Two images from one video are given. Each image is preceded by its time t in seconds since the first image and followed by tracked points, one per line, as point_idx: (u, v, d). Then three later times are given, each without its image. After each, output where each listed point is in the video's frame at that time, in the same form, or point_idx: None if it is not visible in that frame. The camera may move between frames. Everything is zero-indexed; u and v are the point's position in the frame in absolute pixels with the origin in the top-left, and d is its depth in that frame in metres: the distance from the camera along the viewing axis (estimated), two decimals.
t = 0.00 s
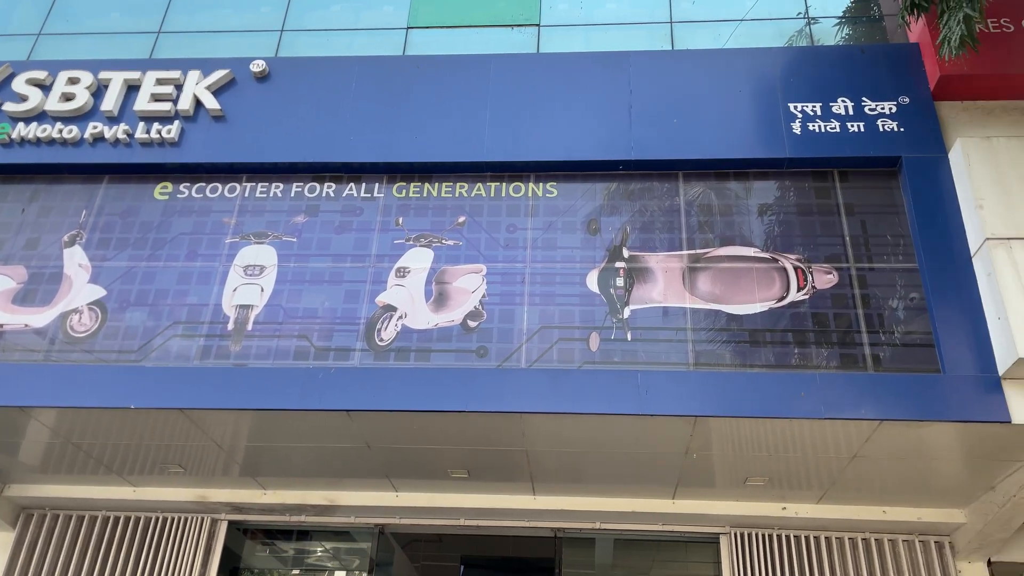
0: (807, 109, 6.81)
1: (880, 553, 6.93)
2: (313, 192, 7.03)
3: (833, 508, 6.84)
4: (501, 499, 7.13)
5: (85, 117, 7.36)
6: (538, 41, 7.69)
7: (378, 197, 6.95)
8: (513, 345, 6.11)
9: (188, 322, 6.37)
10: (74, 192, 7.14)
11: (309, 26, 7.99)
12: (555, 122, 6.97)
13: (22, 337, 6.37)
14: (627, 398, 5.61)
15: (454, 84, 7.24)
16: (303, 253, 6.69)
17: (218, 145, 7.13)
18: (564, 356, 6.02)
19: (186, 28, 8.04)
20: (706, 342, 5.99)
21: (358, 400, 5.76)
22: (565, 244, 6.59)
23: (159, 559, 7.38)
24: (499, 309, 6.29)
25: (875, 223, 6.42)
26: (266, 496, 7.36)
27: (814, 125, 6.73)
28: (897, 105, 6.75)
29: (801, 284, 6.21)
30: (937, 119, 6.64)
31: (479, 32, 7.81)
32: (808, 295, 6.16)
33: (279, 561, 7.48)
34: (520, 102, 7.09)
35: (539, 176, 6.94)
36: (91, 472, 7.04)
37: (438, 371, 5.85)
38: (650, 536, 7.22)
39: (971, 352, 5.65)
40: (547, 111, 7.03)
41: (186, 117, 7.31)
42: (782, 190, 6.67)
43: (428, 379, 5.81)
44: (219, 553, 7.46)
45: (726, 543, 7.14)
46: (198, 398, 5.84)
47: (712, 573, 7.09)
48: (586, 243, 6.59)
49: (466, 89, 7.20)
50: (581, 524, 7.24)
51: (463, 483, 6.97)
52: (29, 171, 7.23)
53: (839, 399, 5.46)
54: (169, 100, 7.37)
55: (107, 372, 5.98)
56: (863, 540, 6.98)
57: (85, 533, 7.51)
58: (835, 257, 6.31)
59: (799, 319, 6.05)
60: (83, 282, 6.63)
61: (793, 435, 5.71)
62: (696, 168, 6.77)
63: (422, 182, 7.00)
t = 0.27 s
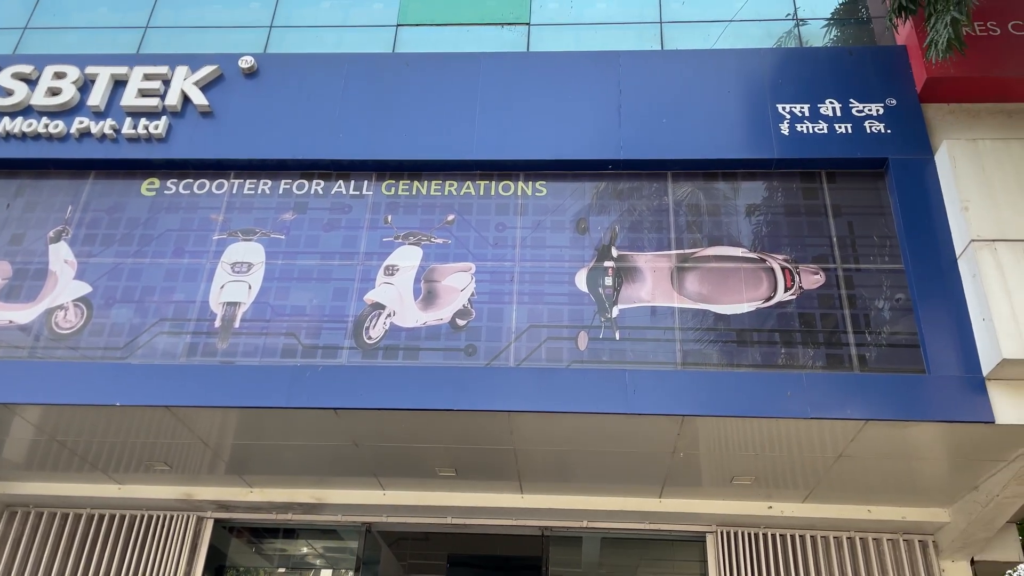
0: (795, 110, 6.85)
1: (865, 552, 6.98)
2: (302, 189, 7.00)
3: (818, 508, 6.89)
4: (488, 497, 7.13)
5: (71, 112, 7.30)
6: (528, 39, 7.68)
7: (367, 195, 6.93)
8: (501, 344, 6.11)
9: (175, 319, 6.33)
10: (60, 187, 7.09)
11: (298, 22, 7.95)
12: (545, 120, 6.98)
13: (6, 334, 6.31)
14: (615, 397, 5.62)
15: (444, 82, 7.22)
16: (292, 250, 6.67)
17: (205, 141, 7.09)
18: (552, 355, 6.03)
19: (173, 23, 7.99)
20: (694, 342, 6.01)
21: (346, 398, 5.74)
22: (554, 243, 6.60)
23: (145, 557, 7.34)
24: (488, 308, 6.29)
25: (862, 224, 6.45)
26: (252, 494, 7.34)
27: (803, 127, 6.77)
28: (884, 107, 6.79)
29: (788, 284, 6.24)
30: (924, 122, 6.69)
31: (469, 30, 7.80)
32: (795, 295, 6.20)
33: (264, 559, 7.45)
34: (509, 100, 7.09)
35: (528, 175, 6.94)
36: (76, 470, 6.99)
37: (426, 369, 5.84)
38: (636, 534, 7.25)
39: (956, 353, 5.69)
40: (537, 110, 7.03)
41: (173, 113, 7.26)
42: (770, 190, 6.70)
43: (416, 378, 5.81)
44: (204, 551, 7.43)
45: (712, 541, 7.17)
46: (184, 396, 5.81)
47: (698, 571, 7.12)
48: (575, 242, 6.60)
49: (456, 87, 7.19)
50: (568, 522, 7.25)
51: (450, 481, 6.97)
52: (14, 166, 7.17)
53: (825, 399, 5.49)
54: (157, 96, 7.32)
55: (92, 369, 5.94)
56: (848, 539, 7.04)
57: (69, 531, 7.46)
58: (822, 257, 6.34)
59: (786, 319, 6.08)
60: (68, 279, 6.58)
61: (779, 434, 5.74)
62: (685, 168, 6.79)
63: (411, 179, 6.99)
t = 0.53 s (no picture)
0: (791, 108, 6.85)
1: (860, 549, 7.01)
2: (297, 187, 6.98)
3: (813, 505, 6.91)
4: (483, 495, 7.13)
5: (65, 108, 7.27)
6: (524, 37, 7.67)
7: (363, 192, 6.92)
8: (497, 341, 6.10)
9: (170, 316, 6.31)
10: (54, 184, 7.05)
11: (293, 19, 7.93)
12: (541, 118, 6.97)
13: None
14: (611, 394, 5.62)
15: (440, 79, 7.21)
16: (287, 247, 6.65)
17: (200, 138, 7.06)
18: (548, 352, 6.03)
19: (168, 19, 7.96)
20: (690, 339, 6.02)
21: (342, 396, 5.73)
22: (550, 241, 6.59)
23: (139, 556, 7.32)
24: (484, 306, 6.28)
25: (857, 222, 6.46)
26: (247, 492, 7.32)
27: (798, 125, 6.77)
28: (880, 105, 6.80)
29: (783, 282, 6.25)
30: (919, 120, 6.70)
31: (465, 27, 7.78)
32: (791, 293, 6.20)
33: (258, 557, 7.42)
34: (505, 97, 7.07)
35: (524, 173, 6.93)
36: (70, 468, 6.97)
37: (422, 366, 5.84)
38: (631, 532, 7.25)
39: (951, 350, 5.71)
40: (533, 107, 7.02)
41: (168, 109, 7.23)
42: (766, 188, 6.70)
43: (412, 375, 5.80)
44: (199, 549, 7.41)
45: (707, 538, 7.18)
46: (179, 393, 5.79)
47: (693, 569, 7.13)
48: (571, 240, 6.59)
49: (452, 84, 7.17)
50: (563, 520, 7.25)
51: (446, 479, 6.96)
52: (7, 162, 7.13)
53: (821, 396, 5.51)
54: (151, 92, 7.29)
55: (87, 366, 5.91)
56: (843, 537, 7.05)
57: (63, 529, 7.43)
58: (818, 255, 6.35)
59: (781, 317, 6.09)
60: (62, 276, 6.55)
61: (775, 432, 5.75)
62: (681, 166, 6.79)
63: (407, 177, 6.97)
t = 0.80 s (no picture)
0: (795, 103, 6.83)
1: (864, 546, 7.01)
2: (300, 184, 6.98)
3: (818, 502, 6.90)
4: (487, 492, 7.13)
5: (68, 106, 7.27)
6: (526, 33, 7.66)
7: (366, 189, 6.91)
8: (501, 338, 6.10)
9: (174, 314, 6.32)
10: (57, 182, 7.06)
11: (296, 16, 7.92)
12: (544, 114, 6.95)
13: (4, 329, 6.29)
14: (615, 391, 5.62)
15: (442, 75, 7.20)
16: (290, 245, 6.65)
17: (203, 136, 7.06)
18: (552, 349, 6.02)
19: (170, 17, 7.95)
20: (694, 336, 6.00)
21: (345, 393, 5.73)
22: (553, 237, 6.58)
23: (144, 553, 7.33)
24: (487, 302, 6.28)
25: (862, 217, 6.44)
26: (251, 489, 7.33)
27: (802, 120, 6.75)
28: (884, 100, 6.78)
29: (788, 278, 6.23)
30: (924, 115, 6.67)
31: (468, 23, 7.77)
32: (795, 289, 6.19)
33: (263, 554, 7.43)
34: (508, 94, 7.06)
35: (527, 169, 6.92)
36: (75, 466, 6.98)
37: (426, 363, 5.83)
38: (636, 528, 7.24)
39: (955, 345, 5.69)
40: (535, 104, 7.00)
41: (171, 107, 7.23)
42: (770, 183, 6.69)
43: (416, 373, 5.79)
44: (204, 546, 7.42)
45: (712, 535, 7.17)
46: (183, 391, 5.80)
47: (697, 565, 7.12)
48: (575, 236, 6.58)
49: (454, 81, 7.16)
50: (567, 516, 7.25)
51: (450, 476, 6.96)
52: (11, 161, 7.14)
53: (825, 392, 5.49)
54: (154, 90, 7.29)
55: (91, 364, 5.92)
56: (848, 533, 7.05)
57: (69, 527, 7.45)
58: (822, 251, 6.33)
59: (785, 313, 6.08)
60: (66, 274, 6.55)
61: (779, 428, 5.74)
62: (684, 161, 6.77)
63: (410, 174, 6.97)
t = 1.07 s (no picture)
0: (808, 96, 6.79)
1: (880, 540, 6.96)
2: (312, 182, 7.00)
3: (833, 497, 6.87)
4: (501, 489, 7.13)
5: (81, 108, 7.32)
6: (536, 29, 7.64)
7: (377, 187, 6.93)
8: (513, 335, 6.09)
9: (188, 313, 6.35)
10: (71, 183, 7.10)
11: (306, 15, 7.93)
12: (554, 110, 6.94)
13: (20, 329, 6.34)
14: (628, 387, 5.61)
15: (452, 72, 7.19)
16: (302, 243, 6.67)
17: (215, 136, 7.09)
18: (564, 346, 6.01)
19: (181, 17, 7.98)
20: (707, 331, 5.98)
21: (358, 390, 5.75)
22: (565, 234, 6.57)
23: (161, 550, 7.38)
24: (499, 299, 6.28)
25: (876, 211, 6.40)
26: (266, 487, 7.36)
27: (815, 113, 6.71)
28: (898, 92, 6.73)
29: (801, 273, 6.20)
30: (938, 107, 6.61)
31: (477, 20, 7.76)
32: (808, 283, 6.15)
33: (278, 551, 7.46)
34: (518, 90, 7.05)
35: (538, 166, 6.91)
36: (91, 464, 7.04)
37: (438, 361, 5.84)
38: (650, 524, 7.24)
39: (972, 339, 5.65)
40: (546, 100, 6.99)
41: (183, 107, 7.27)
42: (782, 178, 6.65)
43: (428, 370, 5.80)
44: (220, 544, 7.47)
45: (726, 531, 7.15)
46: (198, 389, 5.83)
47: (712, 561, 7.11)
48: (586, 232, 6.57)
49: (465, 78, 7.16)
50: (580, 513, 7.25)
51: (463, 473, 6.97)
52: (26, 162, 7.19)
53: (839, 387, 5.46)
54: (166, 90, 7.32)
55: (106, 364, 5.96)
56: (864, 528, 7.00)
57: (86, 525, 7.51)
58: (836, 245, 6.29)
59: (799, 308, 6.04)
60: (81, 274, 6.60)
61: (793, 424, 5.71)
62: (696, 156, 6.75)
63: (421, 171, 6.97)
